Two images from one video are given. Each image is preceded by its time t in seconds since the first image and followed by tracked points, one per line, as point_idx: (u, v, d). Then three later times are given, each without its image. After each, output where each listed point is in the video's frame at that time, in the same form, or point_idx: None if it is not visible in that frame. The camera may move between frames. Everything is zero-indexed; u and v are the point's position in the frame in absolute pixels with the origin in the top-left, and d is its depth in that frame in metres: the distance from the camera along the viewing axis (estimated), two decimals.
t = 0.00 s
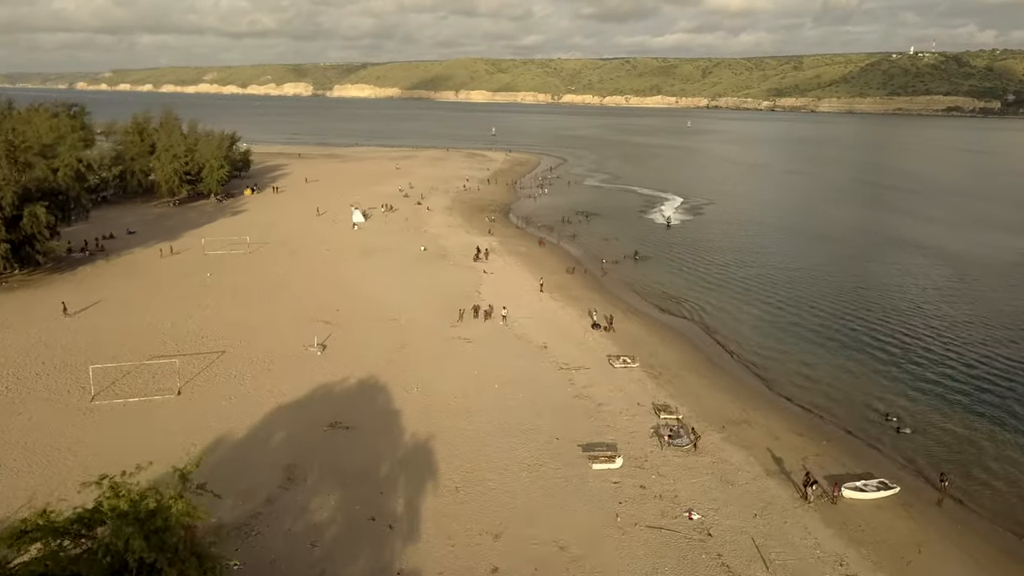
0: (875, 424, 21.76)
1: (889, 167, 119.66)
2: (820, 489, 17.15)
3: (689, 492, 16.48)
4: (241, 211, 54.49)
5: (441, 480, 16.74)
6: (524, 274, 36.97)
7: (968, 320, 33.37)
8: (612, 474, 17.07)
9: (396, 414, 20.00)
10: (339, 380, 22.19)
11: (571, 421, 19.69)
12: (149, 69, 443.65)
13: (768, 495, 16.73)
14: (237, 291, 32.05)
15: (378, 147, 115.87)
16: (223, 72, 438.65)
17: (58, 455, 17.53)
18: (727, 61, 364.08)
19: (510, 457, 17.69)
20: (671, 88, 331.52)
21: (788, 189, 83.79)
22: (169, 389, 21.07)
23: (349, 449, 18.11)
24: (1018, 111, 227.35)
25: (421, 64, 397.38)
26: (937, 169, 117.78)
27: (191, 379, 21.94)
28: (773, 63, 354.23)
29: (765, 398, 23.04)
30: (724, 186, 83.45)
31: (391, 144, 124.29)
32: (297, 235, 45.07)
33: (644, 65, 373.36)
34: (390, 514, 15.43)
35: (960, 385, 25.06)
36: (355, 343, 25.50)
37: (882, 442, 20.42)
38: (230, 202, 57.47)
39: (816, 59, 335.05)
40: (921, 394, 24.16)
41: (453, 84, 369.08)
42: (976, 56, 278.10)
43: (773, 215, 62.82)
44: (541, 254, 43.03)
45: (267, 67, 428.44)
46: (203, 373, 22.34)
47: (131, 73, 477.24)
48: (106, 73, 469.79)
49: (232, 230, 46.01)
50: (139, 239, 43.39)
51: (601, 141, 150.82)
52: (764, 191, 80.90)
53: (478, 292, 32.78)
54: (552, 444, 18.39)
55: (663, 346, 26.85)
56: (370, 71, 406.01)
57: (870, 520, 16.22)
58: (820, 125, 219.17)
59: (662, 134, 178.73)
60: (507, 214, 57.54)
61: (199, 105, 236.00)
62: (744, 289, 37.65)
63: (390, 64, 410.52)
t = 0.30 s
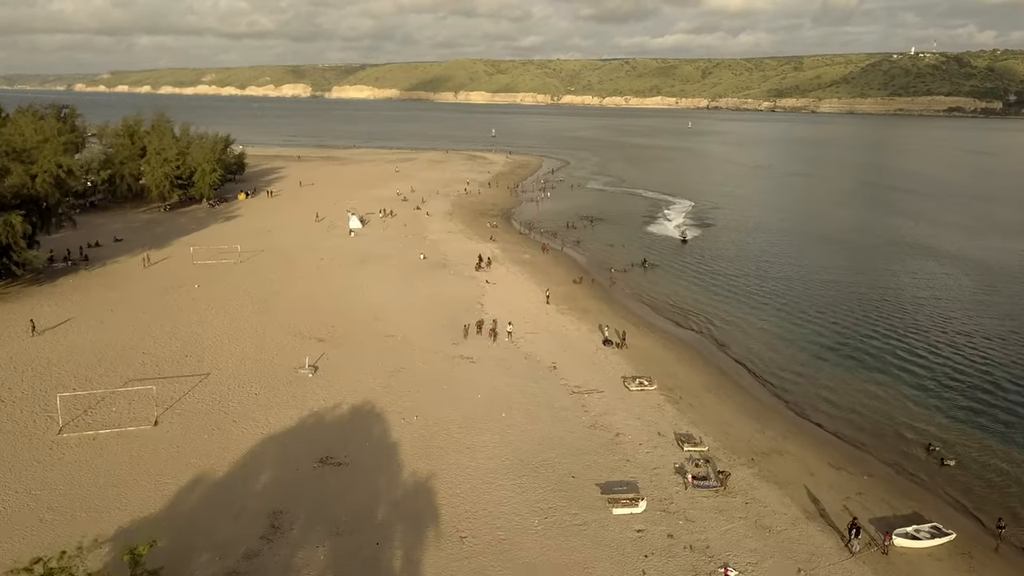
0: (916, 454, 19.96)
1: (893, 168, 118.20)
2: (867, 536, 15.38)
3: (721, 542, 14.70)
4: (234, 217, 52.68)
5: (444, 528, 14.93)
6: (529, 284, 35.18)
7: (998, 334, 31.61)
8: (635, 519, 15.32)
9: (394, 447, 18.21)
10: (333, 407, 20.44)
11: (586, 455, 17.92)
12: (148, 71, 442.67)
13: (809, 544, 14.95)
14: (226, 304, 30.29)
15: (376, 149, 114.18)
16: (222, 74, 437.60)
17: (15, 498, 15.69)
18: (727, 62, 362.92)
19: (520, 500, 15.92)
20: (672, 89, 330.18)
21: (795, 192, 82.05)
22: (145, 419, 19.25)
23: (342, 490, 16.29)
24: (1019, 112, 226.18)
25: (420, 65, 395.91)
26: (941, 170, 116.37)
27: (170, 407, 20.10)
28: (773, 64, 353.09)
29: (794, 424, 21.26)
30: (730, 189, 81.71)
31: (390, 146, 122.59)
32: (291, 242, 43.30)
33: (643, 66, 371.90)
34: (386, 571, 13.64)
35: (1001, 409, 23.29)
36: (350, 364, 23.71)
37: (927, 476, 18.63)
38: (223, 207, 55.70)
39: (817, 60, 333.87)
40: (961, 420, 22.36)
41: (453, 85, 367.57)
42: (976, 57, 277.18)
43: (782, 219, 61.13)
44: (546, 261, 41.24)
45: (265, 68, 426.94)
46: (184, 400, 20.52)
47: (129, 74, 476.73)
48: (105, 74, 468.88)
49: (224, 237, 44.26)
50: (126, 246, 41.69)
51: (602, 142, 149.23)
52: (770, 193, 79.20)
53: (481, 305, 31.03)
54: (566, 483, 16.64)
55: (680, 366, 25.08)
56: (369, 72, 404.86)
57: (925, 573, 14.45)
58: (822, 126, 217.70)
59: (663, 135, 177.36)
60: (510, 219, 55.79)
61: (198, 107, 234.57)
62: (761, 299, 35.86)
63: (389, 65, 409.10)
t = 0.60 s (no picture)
0: (964, 489, 18.29)
1: (897, 168, 116.72)
2: None
3: None
4: (227, 222, 50.90)
5: None
6: (535, 294, 33.42)
7: None
8: None
9: (393, 487, 16.47)
10: (326, 439, 18.62)
11: (605, 495, 16.21)
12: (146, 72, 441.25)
13: None
14: (214, 318, 28.53)
15: (374, 151, 112.41)
16: (220, 76, 436.11)
17: None
18: (726, 63, 361.76)
19: (534, 552, 14.21)
20: (671, 90, 328.81)
21: (801, 194, 80.36)
22: (117, 455, 17.45)
23: (334, 539, 14.53)
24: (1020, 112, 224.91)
25: (418, 65, 394.35)
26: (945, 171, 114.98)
27: (146, 439, 18.31)
28: (772, 64, 351.85)
29: (828, 454, 19.58)
30: (735, 192, 80.05)
31: (388, 148, 120.77)
32: (285, 249, 41.54)
33: (642, 66, 370.42)
34: None
35: None
36: (345, 386, 21.96)
37: (979, 517, 16.97)
38: (216, 212, 53.92)
39: (816, 60, 332.51)
40: (1005, 447, 20.71)
41: (451, 86, 365.92)
42: (976, 57, 276.10)
43: (791, 223, 59.51)
44: (552, 269, 39.48)
45: (263, 70, 425.25)
46: (162, 431, 18.73)
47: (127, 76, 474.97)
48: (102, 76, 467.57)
49: (216, 245, 42.45)
50: (113, 254, 39.95)
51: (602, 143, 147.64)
52: (776, 196, 77.58)
53: (485, 318, 29.30)
54: (585, 530, 14.95)
55: (700, 386, 23.39)
56: (367, 74, 403.42)
57: None
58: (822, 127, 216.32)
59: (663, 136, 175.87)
60: (512, 224, 54.01)
61: (196, 109, 232.80)
62: (779, 309, 34.12)
63: (388, 66, 407.54)
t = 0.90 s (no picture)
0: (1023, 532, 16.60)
1: (902, 169, 115.13)
2: None
3: None
4: (220, 228, 49.07)
5: None
6: (541, 306, 31.62)
7: None
8: None
9: (392, 536, 14.70)
10: (317, 477, 16.83)
11: (629, 547, 14.51)
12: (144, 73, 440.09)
13: None
14: (200, 334, 26.74)
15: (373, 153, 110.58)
16: (219, 77, 434.97)
17: None
18: (726, 63, 360.34)
19: None
20: (671, 91, 327.33)
21: (809, 197, 78.58)
22: (83, 498, 15.65)
23: None
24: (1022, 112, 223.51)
25: (417, 66, 392.72)
26: (951, 171, 113.41)
27: (116, 478, 16.51)
28: (772, 64, 350.39)
29: (869, 491, 17.88)
30: (741, 194, 78.28)
31: (387, 150, 118.94)
32: (279, 257, 39.74)
33: (642, 67, 368.87)
34: None
35: None
36: (338, 412, 20.17)
37: None
38: (209, 217, 52.08)
39: (816, 61, 330.92)
40: None
41: (450, 87, 364.16)
42: (977, 57, 274.76)
43: (801, 227, 57.83)
44: (558, 278, 37.66)
45: (262, 71, 423.97)
46: (135, 468, 16.93)
47: (126, 77, 474.66)
48: (101, 77, 466.74)
49: (207, 253, 40.64)
50: (99, 262, 38.22)
51: (603, 144, 145.94)
52: (783, 199, 75.80)
53: (489, 333, 27.55)
54: None
55: (723, 411, 21.65)
56: (366, 75, 401.81)
57: None
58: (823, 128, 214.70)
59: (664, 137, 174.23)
60: (515, 229, 52.21)
61: (196, 110, 231.08)
62: (798, 321, 32.32)
63: (387, 67, 405.81)
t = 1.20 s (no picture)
0: None
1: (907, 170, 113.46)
2: None
3: None
4: (212, 234, 47.18)
5: None
6: (549, 318, 29.76)
7: None
8: None
9: None
10: (305, 523, 15.00)
11: None
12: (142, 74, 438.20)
13: None
14: (184, 352, 24.96)
15: (372, 154, 108.70)
16: (217, 78, 432.93)
17: None
18: (726, 64, 358.78)
19: None
20: (671, 91, 325.56)
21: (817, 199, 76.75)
22: (39, 553, 13.82)
23: None
24: None
25: (416, 67, 390.91)
26: (957, 172, 111.74)
27: (78, 528, 14.68)
28: (772, 65, 348.82)
29: (921, 535, 16.12)
30: (749, 197, 76.44)
31: (385, 152, 117.04)
32: (272, 265, 37.91)
33: (641, 67, 367.16)
34: None
35: None
36: (330, 445, 18.36)
37: None
38: (201, 223, 50.18)
39: (817, 61, 329.07)
40: None
41: (449, 88, 362.16)
42: (978, 57, 273.27)
43: (813, 231, 56.02)
44: (566, 287, 35.77)
45: (260, 72, 422.22)
46: (101, 515, 15.08)
47: (124, 78, 472.91)
48: (99, 78, 464.79)
49: (198, 261, 38.80)
50: (82, 271, 36.36)
51: (604, 145, 144.10)
52: (791, 202, 74.03)
53: (495, 350, 25.72)
54: None
55: (752, 440, 19.86)
56: (364, 76, 399.97)
57: None
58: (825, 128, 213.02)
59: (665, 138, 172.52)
60: (518, 234, 50.32)
61: (195, 112, 229.60)
62: (822, 334, 30.48)
63: (386, 68, 403.98)
